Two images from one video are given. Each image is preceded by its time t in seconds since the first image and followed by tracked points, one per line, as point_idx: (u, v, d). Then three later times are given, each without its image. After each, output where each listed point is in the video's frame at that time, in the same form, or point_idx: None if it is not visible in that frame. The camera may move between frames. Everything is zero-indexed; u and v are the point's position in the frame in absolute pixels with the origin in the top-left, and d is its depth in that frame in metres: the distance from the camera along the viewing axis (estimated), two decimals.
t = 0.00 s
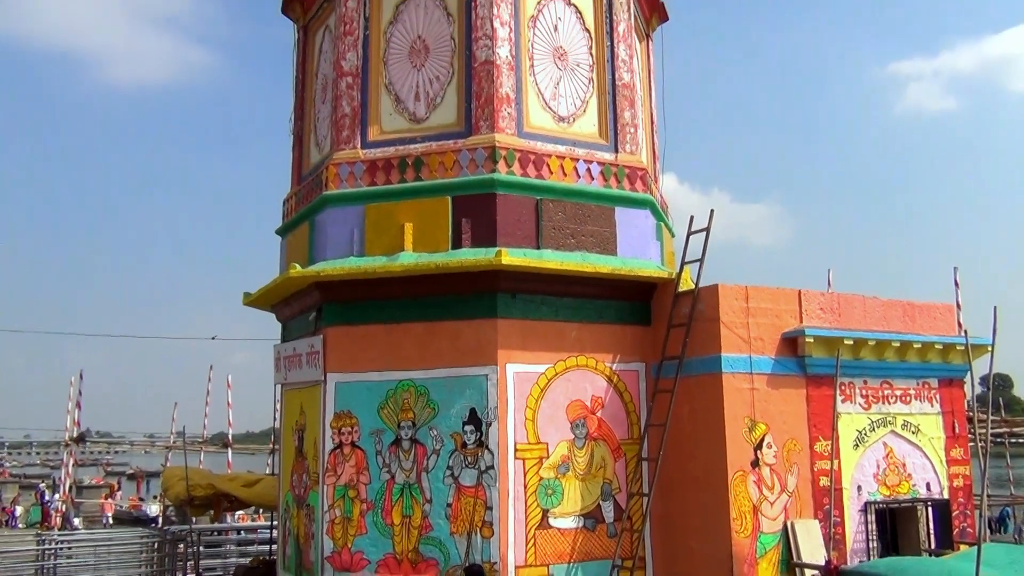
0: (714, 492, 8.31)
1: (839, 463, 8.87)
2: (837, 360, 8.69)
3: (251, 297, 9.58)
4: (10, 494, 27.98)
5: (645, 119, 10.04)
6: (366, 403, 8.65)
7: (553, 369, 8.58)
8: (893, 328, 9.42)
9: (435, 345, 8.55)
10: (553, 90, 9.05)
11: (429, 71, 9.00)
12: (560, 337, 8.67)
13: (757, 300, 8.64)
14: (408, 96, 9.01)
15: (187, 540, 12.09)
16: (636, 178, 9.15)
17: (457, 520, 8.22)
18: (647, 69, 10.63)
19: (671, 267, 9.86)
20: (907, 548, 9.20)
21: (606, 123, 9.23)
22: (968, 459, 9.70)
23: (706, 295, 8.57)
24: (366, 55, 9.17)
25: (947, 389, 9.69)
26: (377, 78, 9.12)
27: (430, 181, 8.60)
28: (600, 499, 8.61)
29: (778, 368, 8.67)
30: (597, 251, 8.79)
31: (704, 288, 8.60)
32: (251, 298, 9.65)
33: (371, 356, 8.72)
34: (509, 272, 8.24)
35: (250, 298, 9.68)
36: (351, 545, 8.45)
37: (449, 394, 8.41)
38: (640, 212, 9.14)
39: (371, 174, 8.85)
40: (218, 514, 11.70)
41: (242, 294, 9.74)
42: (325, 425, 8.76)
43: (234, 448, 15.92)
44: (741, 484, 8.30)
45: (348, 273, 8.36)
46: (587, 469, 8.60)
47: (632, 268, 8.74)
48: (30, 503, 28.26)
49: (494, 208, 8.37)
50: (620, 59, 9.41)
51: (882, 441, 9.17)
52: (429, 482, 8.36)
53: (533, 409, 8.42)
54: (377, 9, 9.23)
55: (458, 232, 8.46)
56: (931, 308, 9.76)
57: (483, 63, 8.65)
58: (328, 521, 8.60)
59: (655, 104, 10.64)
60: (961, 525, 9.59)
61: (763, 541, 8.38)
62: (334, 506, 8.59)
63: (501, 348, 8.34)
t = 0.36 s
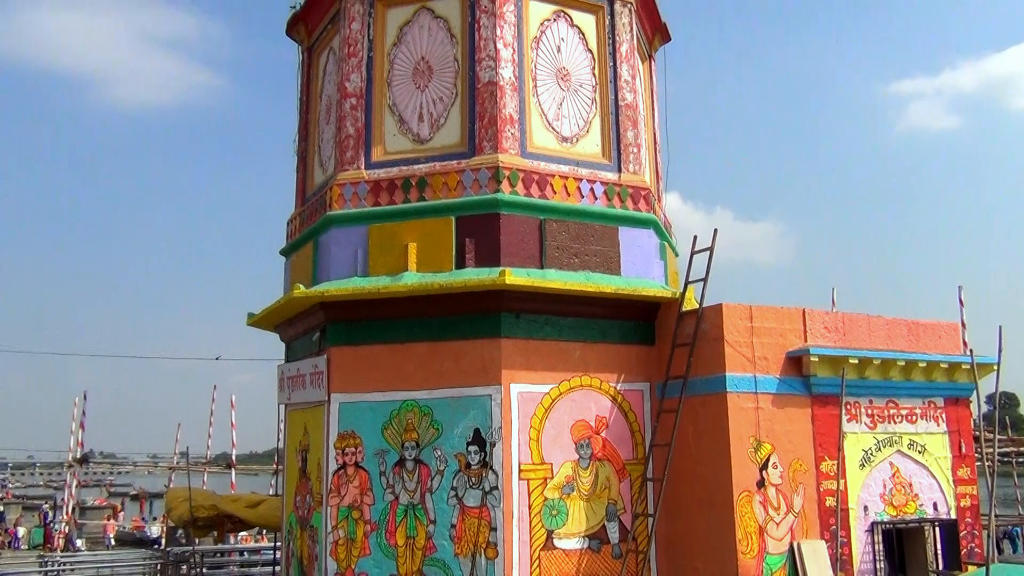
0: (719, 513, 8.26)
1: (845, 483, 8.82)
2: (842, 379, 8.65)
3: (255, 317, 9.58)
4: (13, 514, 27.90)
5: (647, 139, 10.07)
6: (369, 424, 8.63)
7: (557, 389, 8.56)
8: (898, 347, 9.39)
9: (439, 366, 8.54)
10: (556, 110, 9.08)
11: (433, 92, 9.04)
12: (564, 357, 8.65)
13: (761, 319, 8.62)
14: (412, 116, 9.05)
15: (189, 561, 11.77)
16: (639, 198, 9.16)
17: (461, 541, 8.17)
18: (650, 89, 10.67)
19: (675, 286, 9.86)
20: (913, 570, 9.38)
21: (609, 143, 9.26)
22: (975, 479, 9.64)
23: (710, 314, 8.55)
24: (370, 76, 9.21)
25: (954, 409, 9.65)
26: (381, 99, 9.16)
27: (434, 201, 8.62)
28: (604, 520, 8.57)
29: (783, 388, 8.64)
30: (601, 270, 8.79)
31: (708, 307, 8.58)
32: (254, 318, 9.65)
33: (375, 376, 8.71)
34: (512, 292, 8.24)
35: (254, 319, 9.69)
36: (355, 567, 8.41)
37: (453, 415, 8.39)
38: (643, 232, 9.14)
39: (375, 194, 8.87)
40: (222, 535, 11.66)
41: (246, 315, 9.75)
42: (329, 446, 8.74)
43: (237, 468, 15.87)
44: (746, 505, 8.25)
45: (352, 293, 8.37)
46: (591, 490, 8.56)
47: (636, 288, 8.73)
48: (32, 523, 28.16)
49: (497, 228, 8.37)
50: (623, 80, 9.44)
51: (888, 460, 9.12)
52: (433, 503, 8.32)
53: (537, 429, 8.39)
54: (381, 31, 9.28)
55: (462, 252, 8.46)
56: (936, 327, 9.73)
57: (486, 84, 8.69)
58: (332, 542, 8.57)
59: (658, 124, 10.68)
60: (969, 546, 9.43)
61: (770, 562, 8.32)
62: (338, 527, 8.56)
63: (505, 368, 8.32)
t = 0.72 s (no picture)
0: (725, 536, 8.20)
1: (851, 506, 8.76)
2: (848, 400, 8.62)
3: (259, 340, 9.58)
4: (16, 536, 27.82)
5: (651, 161, 10.11)
6: (373, 446, 8.61)
7: (562, 412, 8.53)
8: (903, 369, 9.36)
9: (443, 388, 8.52)
10: (559, 133, 9.12)
11: (436, 114, 9.09)
12: (568, 379, 8.63)
13: (765, 341, 8.60)
14: (416, 139, 9.10)
15: None
16: (643, 220, 9.17)
17: (466, 564, 8.12)
18: (652, 112, 10.72)
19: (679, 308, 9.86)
20: None
21: (612, 165, 9.29)
22: (982, 501, 9.58)
23: (715, 336, 8.54)
24: (374, 99, 9.26)
25: (960, 430, 9.60)
26: (385, 122, 9.21)
27: (438, 224, 8.64)
28: (609, 543, 8.52)
29: (788, 409, 8.60)
30: (605, 292, 8.79)
31: (712, 329, 8.57)
32: (258, 341, 9.66)
33: (379, 399, 8.69)
34: (516, 313, 8.23)
35: (258, 341, 9.69)
36: None
37: (457, 437, 8.36)
38: (647, 254, 9.15)
39: (379, 217, 8.89)
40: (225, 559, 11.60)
41: (250, 337, 9.76)
42: (333, 469, 8.71)
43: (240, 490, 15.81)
44: (752, 528, 8.20)
45: (356, 316, 8.37)
46: (596, 513, 8.52)
47: (640, 309, 8.73)
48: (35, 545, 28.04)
49: (501, 250, 8.38)
50: (626, 102, 9.48)
51: (895, 482, 9.07)
52: (437, 526, 8.28)
53: (541, 452, 8.36)
54: (385, 54, 9.34)
55: (466, 274, 8.46)
56: (942, 348, 9.71)
57: (490, 107, 8.73)
58: (335, 566, 8.52)
59: (661, 146, 10.72)
60: (977, 569, 9.39)
61: None
62: (341, 550, 8.52)
63: (510, 390, 8.30)
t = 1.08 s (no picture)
0: (730, 559, 8.15)
1: (856, 528, 8.71)
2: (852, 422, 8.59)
3: (262, 362, 9.58)
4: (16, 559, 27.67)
5: (652, 182, 10.14)
6: (376, 469, 8.58)
7: (565, 433, 8.50)
8: (908, 390, 9.34)
9: (446, 410, 8.50)
10: (562, 155, 9.16)
11: (439, 137, 9.14)
12: (571, 401, 8.61)
13: (769, 362, 8.58)
14: (418, 162, 9.13)
15: None
16: (646, 241, 9.19)
17: None
18: (654, 133, 10.76)
19: (682, 329, 9.86)
20: None
21: (614, 187, 9.31)
22: (989, 523, 9.52)
23: (718, 357, 8.53)
24: (377, 122, 9.31)
25: (965, 452, 9.56)
26: (388, 144, 9.26)
27: (441, 245, 8.65)
28: (613, 566, 8.47)
29: (792, 431, 8.58)
30: (607, 313, 8.78)
31: (716, 350, 8.56)
32: (261, 363, 9.65)
33: (381, 421, 8.67)
34: (519, 335, 8.23)
35: (261, 363, 9.69)
36: None
37: (460, 459, 8.33)
38: (650, 275, 9.15)
39: (382, 239, 8.91)
40: None
41: (253, 360, 9.75)
42: (335, 491, 8.67)
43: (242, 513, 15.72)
44: (757, 550, 8.14)
45: (358, 338, 8.36)
46: (600, 536, 8.47)
47: (642, 331, 8.72)
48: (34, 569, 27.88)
49: (504, 272, 8.38)
50: (628, 124, 9.52)
51: (900, 504, 9.02)
52: (440, 549, 8.23)
53: (545, 474, 8.32)
54: (388, 77, 9.40)
55: (468, 296, 8.47)
56: (946, 369, 9.69)
57: (492, 130, 8.77)
58: None
59: (662, 168, 10.76)
60: None
61: None
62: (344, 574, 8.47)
63: (512, 412, 8.28)
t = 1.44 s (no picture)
0: None
1: (861, 552, 8.66)
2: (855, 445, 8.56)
3: (263, 385, 9.57)
4: None
5: (653, 205, 10.17)
6: (377, 492, 8.54)
7: (567, 456, 8.47)
8: (911, 413, 9.31)
9: (447, 433, 8.48)
10: (563, 178, 9.19)
11: (440, 160, 9.18)
12: (572, 424, 8.58)
13: (771, 385, 8.56)
14: (420, 185, 9.17)
15: None
16: (647, 263, 9.20)
17: None
18: (655, 156, 10.81)
19: (684, 352, 9.85)
20: None
21: (615, 210, 9.34)
22: (994, 546, 9.47)
23: (720, 380, 8.51)
24: (379, 145, 9.36)
25: (969, 475, 9.52)
26: (390, 168, 9.30)
27: (442, 268, 8.66)
28: None
29: (795, 454, 8.54)
30: (609, 336, 8.78)
31: (717, 373, 8.55)
32: (263, 386, 9.64)
33: (383, 444, 8.64)
34: (520, 358, 8.22)
35: (262, 386, 9.68)
36: None
37: (462, 483, 8.29)
38: (651, 297, 9.15)
39: (383, 262, 8.93)
40: None
41: (254, 383, 9.75)
42: (336, 515, 8.63)
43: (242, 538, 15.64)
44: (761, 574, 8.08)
45: (360, 361, 8.35)
46: (602, 559, 8.41)
47: (644, 353, 8.71)
48: None
49: (505, 295, 8.38)
50: (629, 147, 9.56)
51: (904, 528, 8.97)
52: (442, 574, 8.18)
53: (547, 497, 8.28)
54: (390, 101, 9.46)
55: (470, 318, 8.47)
56: (949, 392, 9.66)
57: (494, 153, 8.81)
58: None
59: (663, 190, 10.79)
60: None
61: None
62: None
63: (514, 435, 8.25)
